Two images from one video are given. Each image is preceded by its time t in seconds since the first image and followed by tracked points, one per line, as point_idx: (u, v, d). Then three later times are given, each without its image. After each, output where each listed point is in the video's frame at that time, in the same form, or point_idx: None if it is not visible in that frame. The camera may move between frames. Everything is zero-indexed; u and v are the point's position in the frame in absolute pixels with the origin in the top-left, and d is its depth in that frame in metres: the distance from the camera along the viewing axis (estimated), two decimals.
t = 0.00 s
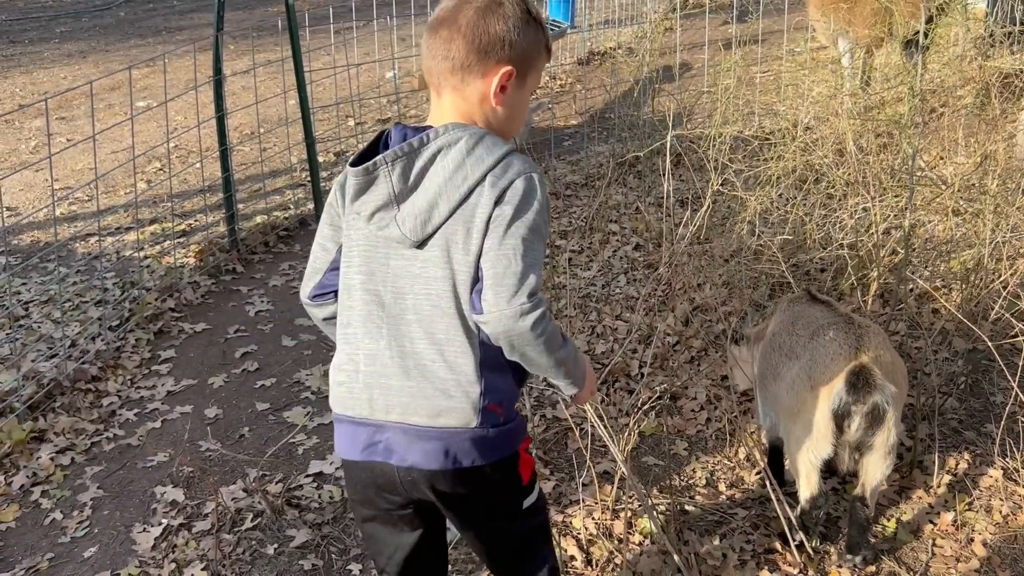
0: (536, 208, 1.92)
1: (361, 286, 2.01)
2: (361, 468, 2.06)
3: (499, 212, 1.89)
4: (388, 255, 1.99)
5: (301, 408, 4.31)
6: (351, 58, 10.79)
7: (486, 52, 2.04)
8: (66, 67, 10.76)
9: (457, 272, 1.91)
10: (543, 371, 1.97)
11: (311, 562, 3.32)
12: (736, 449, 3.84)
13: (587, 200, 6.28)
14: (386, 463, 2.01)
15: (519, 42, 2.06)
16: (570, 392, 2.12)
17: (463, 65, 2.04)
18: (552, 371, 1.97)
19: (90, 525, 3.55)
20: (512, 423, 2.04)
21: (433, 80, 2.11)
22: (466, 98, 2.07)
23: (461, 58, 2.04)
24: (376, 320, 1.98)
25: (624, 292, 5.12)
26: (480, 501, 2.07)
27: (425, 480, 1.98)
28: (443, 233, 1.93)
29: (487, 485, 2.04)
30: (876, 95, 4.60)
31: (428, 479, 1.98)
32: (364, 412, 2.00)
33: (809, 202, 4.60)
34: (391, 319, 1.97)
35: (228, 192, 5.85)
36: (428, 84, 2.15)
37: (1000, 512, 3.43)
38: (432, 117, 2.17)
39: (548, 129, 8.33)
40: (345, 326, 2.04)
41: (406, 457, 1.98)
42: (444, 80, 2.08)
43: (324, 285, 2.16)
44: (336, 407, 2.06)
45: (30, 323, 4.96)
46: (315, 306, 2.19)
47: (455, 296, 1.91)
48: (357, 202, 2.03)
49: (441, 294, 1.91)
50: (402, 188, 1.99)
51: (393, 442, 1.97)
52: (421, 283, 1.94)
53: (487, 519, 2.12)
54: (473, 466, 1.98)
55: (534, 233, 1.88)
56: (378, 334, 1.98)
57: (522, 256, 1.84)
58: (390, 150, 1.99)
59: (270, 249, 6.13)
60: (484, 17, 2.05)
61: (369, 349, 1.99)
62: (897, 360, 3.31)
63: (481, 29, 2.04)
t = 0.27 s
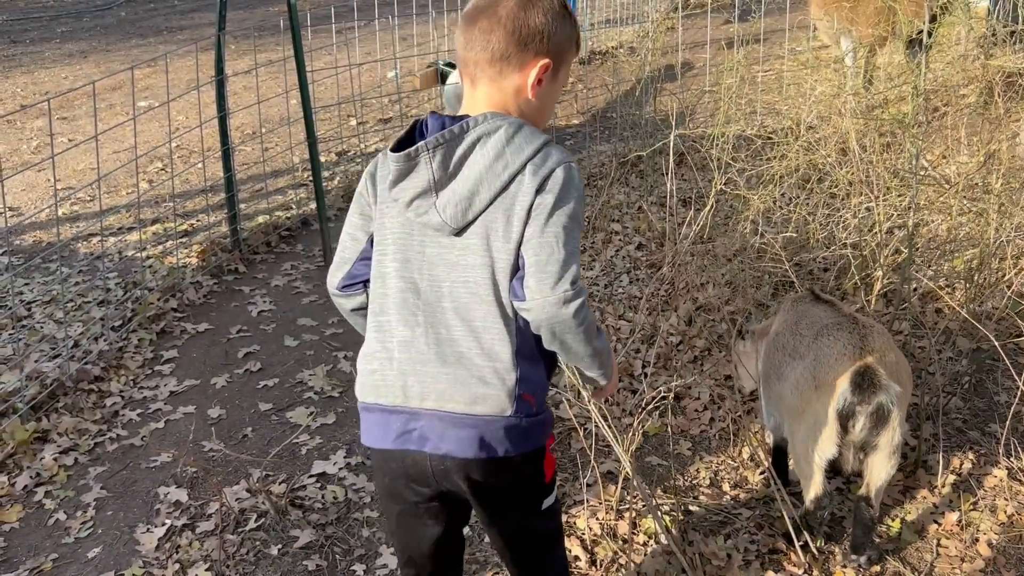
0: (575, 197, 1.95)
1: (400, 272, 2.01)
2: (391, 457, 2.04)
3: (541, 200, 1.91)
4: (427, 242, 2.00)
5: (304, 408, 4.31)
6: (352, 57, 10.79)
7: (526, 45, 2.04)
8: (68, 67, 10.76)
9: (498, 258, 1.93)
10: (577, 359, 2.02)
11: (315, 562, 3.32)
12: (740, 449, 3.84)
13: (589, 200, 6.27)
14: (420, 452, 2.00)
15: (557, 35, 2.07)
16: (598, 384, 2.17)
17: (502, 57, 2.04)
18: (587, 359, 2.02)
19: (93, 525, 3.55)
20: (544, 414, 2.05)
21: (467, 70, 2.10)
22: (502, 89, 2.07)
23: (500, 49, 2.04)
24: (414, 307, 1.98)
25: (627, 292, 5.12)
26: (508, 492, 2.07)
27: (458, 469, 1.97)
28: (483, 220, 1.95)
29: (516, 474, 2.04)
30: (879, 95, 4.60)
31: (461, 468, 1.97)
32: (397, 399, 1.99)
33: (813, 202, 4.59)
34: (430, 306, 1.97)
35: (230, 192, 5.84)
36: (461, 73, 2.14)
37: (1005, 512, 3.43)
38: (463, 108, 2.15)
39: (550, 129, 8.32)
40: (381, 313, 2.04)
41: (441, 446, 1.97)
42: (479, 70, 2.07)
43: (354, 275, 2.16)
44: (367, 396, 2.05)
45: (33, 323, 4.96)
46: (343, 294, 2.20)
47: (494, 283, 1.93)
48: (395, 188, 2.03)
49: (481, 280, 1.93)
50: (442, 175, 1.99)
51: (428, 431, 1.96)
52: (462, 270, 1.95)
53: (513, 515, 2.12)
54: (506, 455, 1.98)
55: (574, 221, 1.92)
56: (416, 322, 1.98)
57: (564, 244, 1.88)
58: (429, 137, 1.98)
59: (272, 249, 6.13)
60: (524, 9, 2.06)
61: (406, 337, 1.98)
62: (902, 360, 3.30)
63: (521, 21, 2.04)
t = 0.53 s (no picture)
0: (563, 184, 1.95)
1: (391, 271, 2.01)
2: (404, 458, 2.04)
3: (528, 191, 1.91)
4: (417, 239, 2.01)
5: (306, 407, 4.31)
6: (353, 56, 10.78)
7: (505, 36, 2.04)
8: (67, 66, 10.75)
9: (490, 252, 1.94)
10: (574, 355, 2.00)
11: (318, 561, 3.32)
12: (742, 447, 3.84)
13: (590, 198, 6.27)
14: (433, 450, 2.01)
15: (535, 26, 2.07)
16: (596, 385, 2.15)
17: (481, 48, 2.03)
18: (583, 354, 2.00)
19: (96, 524, 3.54)
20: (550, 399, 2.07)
21: (445, 61, 2.09)
22: (481, 80, 2.06)
23: (479, 40, 2.03)
24: (409, 305, 1.99)
25: (628, 290, 5.12)
26: (516, 484, 2.06)
27: (474, 464, 1.99)
28: (472, 215, 1.95)
29: (524, 465, 2.05)
30: (881, 92, 4.59)
31: (477, 461, 1.99)
32: (406, 400, 1.99)
33: (815, 199, 4.59)
34: (426, 303, 1.98)
35: (231, 191, 5.84)
36: (438, 64, 2.13)
37: (1008, 509, 3.43)
38: (442, 98, 2.15)
39: (550, 126, 8.32)
40: (375, 313, 2.04)
41: (456, 441, 1.98)
42: (457, 61, 2.07)
43: (341, 277, 2.18)
44: (372, 400, 2.04)
45: (34, 322, 4.96)
46: (329, 295, 2.22)
47: (489, 276, 1.95)
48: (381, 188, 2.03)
49: (475, 275, 1.95)
50: (428, 172, 1.99)
51: (441, 427, 1.97)
52: (456, 266, 1.97)
53: (520, 508, 2.11)
54: (518, 443, 2.00)
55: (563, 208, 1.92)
56: (412, 320, 1.98)
57: (554, 234, 1.87)
58: (412, 135, 1.98)
59: (273, 248, 6.13)
60: None
61: (404, 336, 1.99)
62: (904, 357, 3.30)
63: (500, 11, 2.04)
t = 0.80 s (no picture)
0: (557, 178, 1.96)
1: (392, 270, 2.02)
2: (417, 455, 2.04)
3: (523, 186, 1.92)
4: (417, 238, 2.01)
5: (306, 402, 4.32)
6: (352, 52, 10.78)
7: (492, 31, 2.02)
8: (67, 63, 10.76)
9: (489, 247, 1.95)
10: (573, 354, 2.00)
11: (319, 554, 3.33)
12: (741, 440, 3.85)
13: (589, 193, 6.27)
14: (446, 447, 2.01)
15: (522, 19, 2.05)
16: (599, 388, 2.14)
17: (469, 45, 2.02)
18: (582, 354, 2.00)
19: (97, 519, 3.56)
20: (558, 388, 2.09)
21: (434, 58, 2.08)
22: (471, 77, 2.05)
23: (466, 37, 2.01)
24: (411, 303, 1.99)
25: (627, 284, 5.13)
26: (527, 477, 2.08)
27: (487, 458, 2.00)
28: (470, 211, 1.95)
29: (533, 454, 2.06)
30: (879, 86, 4.60)
31: (489, 455, 2.00)
32: (416, 398, 1.99)
33: (813, 192, 4.60)
34: (429, 301, 1.98)
35: (230, 187, 5.85)
36: (428, 61, 2.11)
37: (1006, 500, 3.44)
38: (433, 95, 2.13)
39: (549, 122, 8.32)
40: (378, 313, 2.04)
41: (469, 437, 1.98)
42: (445, 58, 2.05)
43: (340, 279, 2.19)
44: (381, 399, 2.04)
45: (34, 319, 4.97)
46: (328, 297, 2.23)
47: (490, 273, 1.96)
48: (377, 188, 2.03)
49: (476, 270, 1.96)
50: (424, 170, 1.98)
51: (454, 424, 1.97)
52: (457, 263, 1.97)
53: (529, 498, 2.12)
54: (530, 435, 2.02)
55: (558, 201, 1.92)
56: (416, 319, 1.99)
57: (549, 229, 1.88)
58: (405, 135, 1.97)
59: (272, 244, 6.13)
60: None
61: (409, 335, 2.00)
62: (902, 350, 3.31)
63: (486, 6, 2.01)
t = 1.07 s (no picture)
0: (601, 173, 2.05)
1: (437, 258, 2.06)
2: (455, 442, 2.07)
3: (574, 179, 2.00)
4: (464, 226, 2.06)
5: (308, 397, 4.33)
6: (351, 48, 10.79)
7: (536, 28, 2.06)
8: (66, 61, 10.75)
9: (538, 236, 2.02)
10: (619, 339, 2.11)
11: (322, 549, 3.34)
12: (742, 433, 3.87)
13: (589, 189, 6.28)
14: (486, 434, 2.04)
15: (564, 15, 2.09)
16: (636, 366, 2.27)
17: (514, 41, 2.06)
18: (629, 342, 2.11)
19: (101, 515, 3.57)
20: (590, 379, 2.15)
21: (478, 53, 2.12)
22: (514, 72, 2.10)
23: (511, 33, 2.05)
24: (456, 290, 2.03)
25: (628, 279, 5.13)
26: (559, 464, 2.14)
27: (527, 445, 2.04)
28: (519, 202, 2.03)
29: (566, 443, 2.12)
30: (879, 80, 4.60)
31: (528, 443, 2.04)
32: (460, 385, 2.02)
33: (813, 186, 4.60)
34: (474, 288, 2.03)
35: (231, 184, 5.85)
36: (471, 56, 2.15)
37: (1007, 493, 3.45)
38: (475, 89, 2.18)
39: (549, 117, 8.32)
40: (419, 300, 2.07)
41: (510, 424, 2.02)
42: (489, 53, 2.09)
43: (376, 267, 2.21)
44: (422, 386, 2.06)
45: (36, 316, 4.98)
46: (362, 286, 2.25)
47: (534, 262, 2.03)
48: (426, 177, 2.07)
49: (522, 259, 2.03)
50: (477, 159, 2.03)
51: (495, 411, 2.01)
52: (505, 251, 2.03)
53: (557, 485, 2.18)
54: (567, 424, 2.07)
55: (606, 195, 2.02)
56: (460, 305, 2.03)
57: (600, 223, 1.98)
58: (460, 124, 2.01)
59: (273, 240, 6.14)
60: None
61: (453, 321, 2.03)
62: (901, 343, 3.32)
63: (530, 3, 2.05)
